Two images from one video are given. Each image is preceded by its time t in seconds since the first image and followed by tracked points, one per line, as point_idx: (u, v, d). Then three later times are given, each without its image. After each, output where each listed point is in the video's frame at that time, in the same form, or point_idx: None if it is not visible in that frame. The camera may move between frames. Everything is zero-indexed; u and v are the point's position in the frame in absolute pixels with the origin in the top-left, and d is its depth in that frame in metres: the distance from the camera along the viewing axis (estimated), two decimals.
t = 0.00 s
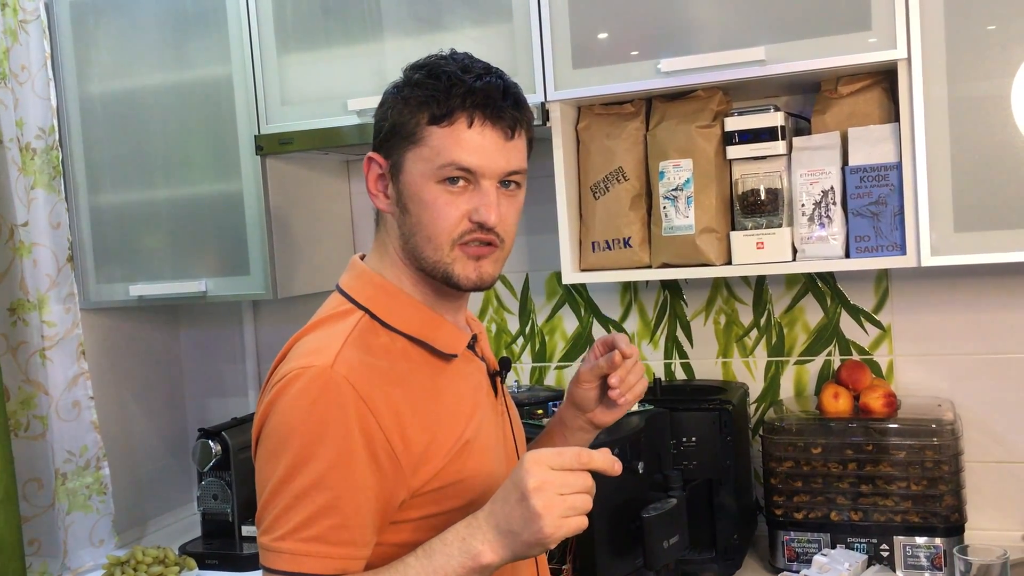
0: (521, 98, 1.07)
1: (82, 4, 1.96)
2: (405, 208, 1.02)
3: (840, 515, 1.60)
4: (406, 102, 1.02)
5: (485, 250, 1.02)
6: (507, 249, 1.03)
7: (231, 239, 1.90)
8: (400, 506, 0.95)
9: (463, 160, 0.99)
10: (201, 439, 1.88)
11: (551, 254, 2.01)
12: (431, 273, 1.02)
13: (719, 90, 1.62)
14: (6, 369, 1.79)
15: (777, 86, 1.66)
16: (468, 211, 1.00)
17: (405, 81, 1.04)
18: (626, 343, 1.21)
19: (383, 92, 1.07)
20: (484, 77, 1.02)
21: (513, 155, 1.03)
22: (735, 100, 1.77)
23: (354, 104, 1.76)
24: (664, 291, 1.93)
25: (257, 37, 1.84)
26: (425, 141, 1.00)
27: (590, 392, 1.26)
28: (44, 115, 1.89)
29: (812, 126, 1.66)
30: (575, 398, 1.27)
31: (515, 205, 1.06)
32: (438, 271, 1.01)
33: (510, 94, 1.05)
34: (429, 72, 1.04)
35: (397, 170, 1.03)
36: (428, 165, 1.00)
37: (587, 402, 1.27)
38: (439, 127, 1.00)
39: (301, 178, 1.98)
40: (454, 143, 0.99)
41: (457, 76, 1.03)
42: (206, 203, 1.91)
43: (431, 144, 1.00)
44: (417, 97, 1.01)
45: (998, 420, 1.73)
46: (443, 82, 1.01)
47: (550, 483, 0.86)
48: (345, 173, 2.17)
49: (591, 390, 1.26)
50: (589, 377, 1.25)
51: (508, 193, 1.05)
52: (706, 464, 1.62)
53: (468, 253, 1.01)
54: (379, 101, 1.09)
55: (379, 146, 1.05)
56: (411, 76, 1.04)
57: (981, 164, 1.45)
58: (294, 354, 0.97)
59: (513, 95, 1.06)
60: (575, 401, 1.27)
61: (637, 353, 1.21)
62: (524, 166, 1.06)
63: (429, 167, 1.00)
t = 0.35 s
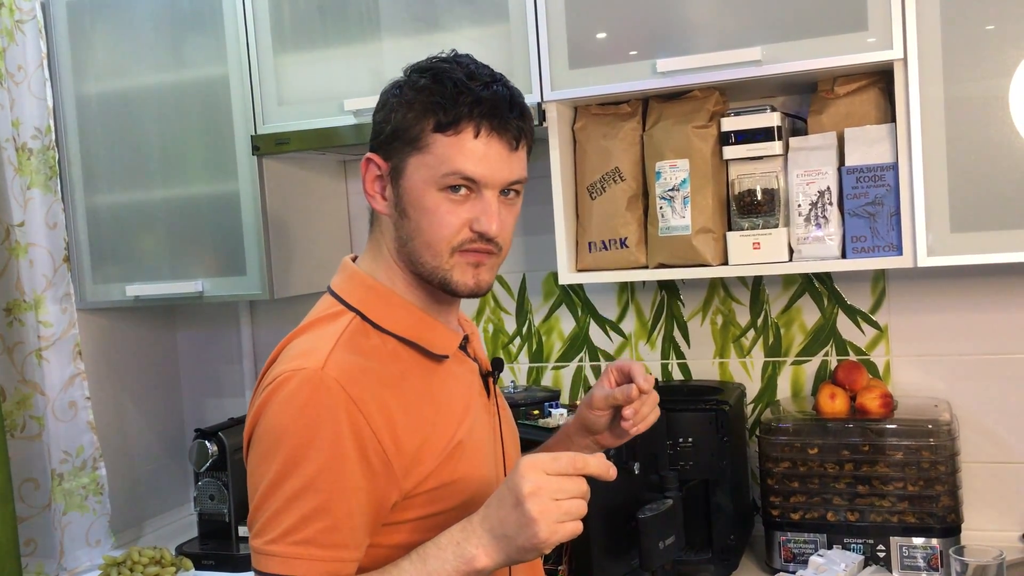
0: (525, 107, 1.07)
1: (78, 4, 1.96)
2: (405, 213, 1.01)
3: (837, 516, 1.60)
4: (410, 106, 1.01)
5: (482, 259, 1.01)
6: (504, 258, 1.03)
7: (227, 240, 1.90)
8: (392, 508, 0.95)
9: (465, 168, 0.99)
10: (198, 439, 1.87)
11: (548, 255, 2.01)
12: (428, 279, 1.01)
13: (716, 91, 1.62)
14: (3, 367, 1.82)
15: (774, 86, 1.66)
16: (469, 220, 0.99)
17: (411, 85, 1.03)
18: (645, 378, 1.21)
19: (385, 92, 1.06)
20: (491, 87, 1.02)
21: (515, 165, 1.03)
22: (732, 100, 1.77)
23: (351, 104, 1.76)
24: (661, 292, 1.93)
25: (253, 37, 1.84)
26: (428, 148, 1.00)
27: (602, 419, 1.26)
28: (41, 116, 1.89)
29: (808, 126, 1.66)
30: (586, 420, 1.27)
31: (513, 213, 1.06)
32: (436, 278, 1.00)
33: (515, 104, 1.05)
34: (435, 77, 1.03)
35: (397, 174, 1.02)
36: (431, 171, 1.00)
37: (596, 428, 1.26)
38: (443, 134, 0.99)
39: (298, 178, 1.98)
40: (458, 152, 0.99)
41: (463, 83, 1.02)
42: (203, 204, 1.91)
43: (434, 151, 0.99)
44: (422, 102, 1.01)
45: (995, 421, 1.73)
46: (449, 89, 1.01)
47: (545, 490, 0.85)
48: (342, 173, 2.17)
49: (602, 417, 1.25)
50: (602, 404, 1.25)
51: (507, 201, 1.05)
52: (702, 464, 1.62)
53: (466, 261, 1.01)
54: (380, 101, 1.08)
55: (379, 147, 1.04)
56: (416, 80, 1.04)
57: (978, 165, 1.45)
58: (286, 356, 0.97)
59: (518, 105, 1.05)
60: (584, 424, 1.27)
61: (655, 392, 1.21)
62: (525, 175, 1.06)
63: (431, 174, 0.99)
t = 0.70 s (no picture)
0: (533, 112, 1.07)
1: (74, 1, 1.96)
2: (407, 213, 1.00)
3: (834, 515, 1.60)
4: (418, 106, 1.00)
5: (484, 264, 1.01)
6: (506, 263, 1.03)
7: (223, 238, 1.89)
8: (388, 510, 0.95)
9: (470, 172, 0.98)
10: (194, 438, 1.87)
11: (545, 253, 2.01)
12: (429, 282, 1.01)
13: (713, 88, 1.62)
14: None
15: (771, 84, 1.65)
16: (472, 223, 0.99)
17: (420, 85, 1.03)
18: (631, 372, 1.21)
19: (394, 91, 1.05)
20: (501, 92, 1.02)
21: (521, 170, 1.03)
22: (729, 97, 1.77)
23: (346, 102, 1.75)
24: (658, 290, 1.93)
25: (249, 35, 1.84)
26: (435, 150, 0.99)
27: (589, 416, 1.26)
28: (37, 114, 1.88)
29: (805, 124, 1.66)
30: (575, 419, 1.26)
31: (517, 220, 1.05)
32: (436, 281, 1.00)
33: (523, 109, 1.04)
34: (444, 78, 1.02)
35: (401, 174, 1.01)
36: (436, 173, 0.99)
37: (584, 425, 1.26)
38: (450, 137, 0.98)
39: (294, 176, 1.98)
40: (464, 155, 0.98)
41: (473, 86, 1.01)
42: (199, 202, 1.90)
43: (441, 154, 0.99)
44: (430, 103, 1.00)
45: (992, 419, 1.72)
46: (459, 92, 1.00)
47: (539, 492, 0.85)
48: (338, 171, 2.17)
49: (591, 414, 1.25)
50: (590, 402, 1.24)
51: (511, 205, 1.04)
52: (699, 462, 1.61)
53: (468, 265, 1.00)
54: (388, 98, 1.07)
55: (384, 146, 1.03)
56: (425, 80, 1.03)
57: (975, 163, 1.45)
58: (282, 356, 0.97)
59: (526, 110, 1.05)
60: (572, 422, 1.27)
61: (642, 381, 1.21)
62: (530, 180, 1.05)
63: (436, 176, 0.99)
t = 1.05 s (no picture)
0: (530, 110, 1.07)
1: None
2: (406, 212, 1.00)
3: (832, 513, 1.60)
4: (415, 105, 1.00)
5: (484, 261, 1.01)
6: (505, 261, 1.03)
7: (222, 236, 1.89)
8: (388, 510, 0.95)
9: (469, 170, 0.98)
10: (192, 437, 1.87)
11: (544, 251, 2.01)
12: (429, 280, 1.01)
13: (710, 87, 1.62)
14: None
15: (768, 82, 1.65)
16: (471, 222, 0.99)
17: (417, 84, 1.02)
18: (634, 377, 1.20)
19: (390, 90, 1.05)
20: (498, 89, 1.02)
21: (519, 167, 1.03)
22: (727, 96, 1.77)
23: (345, 101, 1.75)
24: (656, 288, 1.93)
25: (247, 34, 1.84)
26: (433, 148, 0.99)
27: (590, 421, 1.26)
28: (34, 112, 1.88)
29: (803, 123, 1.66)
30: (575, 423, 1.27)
31: (515, 218, 1.05)
32: (436, 279, 1.00)
33: (521, 106, 1.04)
34: (441, 77, 1.02)
35: (399, 173, 1.01)
36: (434, 172, 0.99)
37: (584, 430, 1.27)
38: (447, 135, 0.98)
39: (293, 174, 1.98)
40: (462, 153, 0.98)
41: (469, 84, 1.01)
42: (197, 200, 1.90)
43: (438, 152, 0.98)
44: (428, 102, 1.00)
45: (990, 418, 1.73)
46: (455, 90, 1.00)
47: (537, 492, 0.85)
48: (336, 170, 2.16)
49: (591, 420, 1.26)
50: (590, 407, 1.24)
51: (510, 204, 1.04)
52: (696, 462, 1.61)
53: (468, 263, 1.00)
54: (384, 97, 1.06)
55: (382, 145, 1.03)
56: (421, 78, 1.03)
57: (973, 161, 1.44)
58: (282, 356, 0.97)
59: (524, 108, 1.05)
60: (573, 426, 1.27)
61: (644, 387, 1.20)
62: (528, 178, 1.05)
63: (434, 175, 0.99)
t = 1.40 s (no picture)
0: (525, 110, 1.06)
1: None
2: (401, 213, 1.00)
3: (831, 515, 1.60)
4: (409, 106, 1.00)
5: (479, 262, 1.01)
6: (501, 262, 1.02)
7: (220, 237, 1.89)
8: (386, 513, 0.95)
9: (464, 171, 0.98)
10: (191, 437, 1.87)
11: (543, 252, 2.00)
12: (425, 282, 1.01)
13: (709, 88, 1.62)
14: None
15: (768, 83, 1.65)
16: (466, 223, 0.99)
17: (411, 85, 1.02)
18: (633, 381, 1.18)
19: (383, 91, 1.05)
20: (491, 89, 1.01)
21: (514, 167, 1.02)
22: (727, 97, 1.76)
23: (343, 102, 1.75)
24: (656, 289, 1.93)
25: (246, 34, 1.83)
26: (427, 149, 0.98)
27: (589, 424, 1.26)
28: (33, 113, 1.88)
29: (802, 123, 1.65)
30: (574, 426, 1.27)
31: (511, 216, 1.05)
32: (431, 281, 1.00)
33: (515, 106, 1.04)
34: (434, 78, 1.02)
35: (394, 174, 1.01)
36: (428, 173, 0.98)
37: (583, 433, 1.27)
38: (440, 135, 0.98)
39: (291, 175, 1.97)
40: (456, 153, 0.98)
41: (462, 84, 1.01)
42: (196, 201, 1.90)
43: (433, 153, 0.98)
44: (421, 103, 1.00)
45: (989, 419, 1.72)
46: (448, 90, 1.00)
47: (538, 497, 0.85)
48: (335, 170, 2.16)
49: (589, 423, 1.26)
50: (588, 411, 1.24)
51: (506, 205, 1.04)
52: (696, 463, 1.61)
53: (463, 264, 1.00)
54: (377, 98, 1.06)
55: (376, 146, 1.03)
56: (415, 79, 1.03)
57: (972, 162, 1.44)
58: (278, 359, 0.97)
59: (518, 107, 1.05)
60: (572, 429, 1.27)
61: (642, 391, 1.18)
62: (523, 178, 1.05)
63: (428, 176, 0.98)
